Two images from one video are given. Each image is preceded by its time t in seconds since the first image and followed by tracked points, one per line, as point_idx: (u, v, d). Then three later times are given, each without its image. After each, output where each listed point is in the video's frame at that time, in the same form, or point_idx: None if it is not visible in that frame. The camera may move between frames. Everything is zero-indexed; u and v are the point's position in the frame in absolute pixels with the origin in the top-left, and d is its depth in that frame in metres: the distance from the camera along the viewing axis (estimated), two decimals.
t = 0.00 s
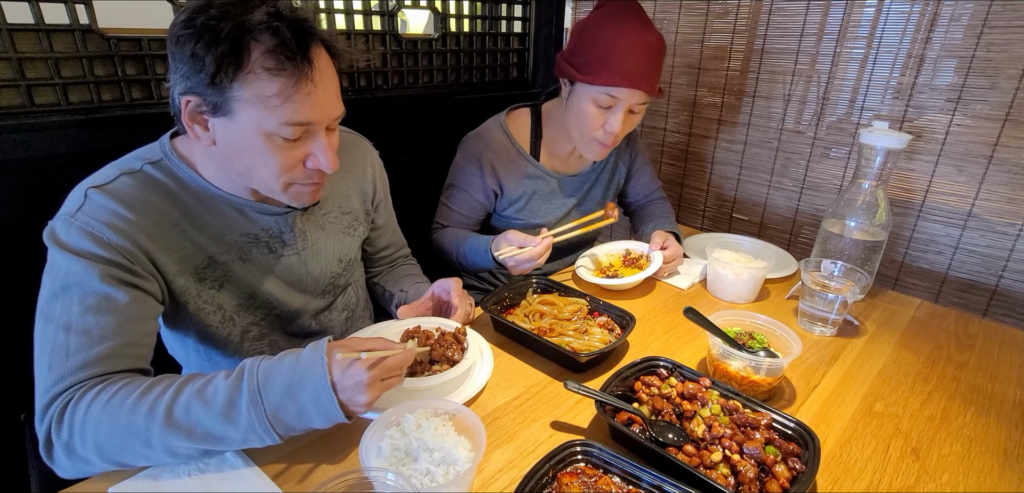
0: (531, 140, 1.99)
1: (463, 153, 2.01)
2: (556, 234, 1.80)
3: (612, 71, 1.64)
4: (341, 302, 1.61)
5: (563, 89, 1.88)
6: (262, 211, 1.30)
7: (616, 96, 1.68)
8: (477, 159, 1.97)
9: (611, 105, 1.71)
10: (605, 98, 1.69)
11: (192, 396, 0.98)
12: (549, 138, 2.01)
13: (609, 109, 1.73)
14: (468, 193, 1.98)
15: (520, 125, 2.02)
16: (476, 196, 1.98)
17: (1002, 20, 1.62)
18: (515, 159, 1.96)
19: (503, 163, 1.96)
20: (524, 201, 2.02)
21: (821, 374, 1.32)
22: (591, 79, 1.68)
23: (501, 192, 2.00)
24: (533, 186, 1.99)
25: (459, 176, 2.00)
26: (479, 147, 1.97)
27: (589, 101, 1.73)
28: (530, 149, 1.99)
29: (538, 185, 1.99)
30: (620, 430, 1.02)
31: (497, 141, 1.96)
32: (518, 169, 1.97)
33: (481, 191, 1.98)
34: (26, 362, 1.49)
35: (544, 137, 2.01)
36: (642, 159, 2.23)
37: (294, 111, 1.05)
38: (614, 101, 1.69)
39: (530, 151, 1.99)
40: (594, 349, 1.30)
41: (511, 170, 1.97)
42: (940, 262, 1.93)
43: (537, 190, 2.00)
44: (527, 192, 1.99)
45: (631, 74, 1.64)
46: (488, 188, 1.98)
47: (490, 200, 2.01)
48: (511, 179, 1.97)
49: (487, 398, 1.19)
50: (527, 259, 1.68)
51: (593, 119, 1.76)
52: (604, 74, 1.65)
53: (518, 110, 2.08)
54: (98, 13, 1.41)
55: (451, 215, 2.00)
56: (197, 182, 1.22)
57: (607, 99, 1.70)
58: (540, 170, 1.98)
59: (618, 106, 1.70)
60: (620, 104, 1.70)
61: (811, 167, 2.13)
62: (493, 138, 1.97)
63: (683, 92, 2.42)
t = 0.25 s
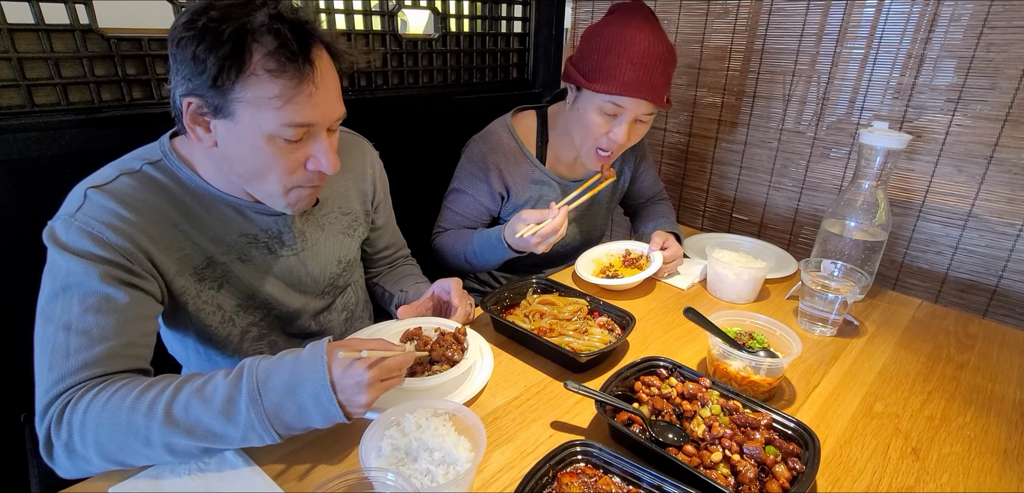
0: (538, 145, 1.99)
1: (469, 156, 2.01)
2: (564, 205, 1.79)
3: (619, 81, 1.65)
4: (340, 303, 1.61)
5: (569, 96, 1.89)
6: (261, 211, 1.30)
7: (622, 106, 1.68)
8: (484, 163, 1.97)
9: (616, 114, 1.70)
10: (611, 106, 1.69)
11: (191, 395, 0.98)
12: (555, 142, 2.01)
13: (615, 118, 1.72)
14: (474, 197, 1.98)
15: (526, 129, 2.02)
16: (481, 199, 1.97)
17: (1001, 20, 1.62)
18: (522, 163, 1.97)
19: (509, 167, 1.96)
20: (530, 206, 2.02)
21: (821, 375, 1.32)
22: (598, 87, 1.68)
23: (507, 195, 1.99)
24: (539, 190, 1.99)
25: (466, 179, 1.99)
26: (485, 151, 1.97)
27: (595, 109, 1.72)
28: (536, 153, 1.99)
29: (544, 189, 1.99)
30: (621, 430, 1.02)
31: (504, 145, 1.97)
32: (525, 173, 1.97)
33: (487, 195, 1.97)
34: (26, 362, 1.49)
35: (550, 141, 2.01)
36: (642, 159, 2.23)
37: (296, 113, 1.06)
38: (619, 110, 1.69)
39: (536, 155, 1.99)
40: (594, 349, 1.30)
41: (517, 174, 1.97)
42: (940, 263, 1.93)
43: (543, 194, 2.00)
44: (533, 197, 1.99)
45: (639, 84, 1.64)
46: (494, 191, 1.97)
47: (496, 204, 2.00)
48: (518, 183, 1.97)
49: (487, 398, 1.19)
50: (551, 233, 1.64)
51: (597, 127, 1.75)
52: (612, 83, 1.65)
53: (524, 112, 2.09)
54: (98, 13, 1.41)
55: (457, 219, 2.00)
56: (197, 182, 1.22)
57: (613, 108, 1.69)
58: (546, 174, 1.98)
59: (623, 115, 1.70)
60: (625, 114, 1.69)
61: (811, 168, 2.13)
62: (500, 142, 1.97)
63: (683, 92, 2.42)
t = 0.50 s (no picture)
0: (540, 144, 2.00)
1: (472, 154, 2.01)
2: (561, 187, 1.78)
3: (613, 81, 1.65)
4: (341, 302, 1.61)
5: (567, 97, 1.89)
6: (265, 211, 1.30)
7: (616, 105, 1.67)
8: (487, 161, 1.97)
9: (610, 114, 1.70)
10: (605, 106, 1.68)
11: (165, 388, 0.96)
12: (556, 142, 2.01)
13: (609, 118, 1.71)
14: (475, 196, 1.96)
15: (528, 128, 2.03)
16: (483, 198, 1.96)
17: (1001, 20, 1.62)
18: (524, 163, 1.97)
19: (511, 166, 1.96)
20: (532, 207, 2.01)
21: (821, 374, 1.32)
22: (592, 86, 1.68)
23: (508, 194, 1.98)
24: (540, 190, 1.99)
25: (467, 177, 1.99)
26: (486, 149, 1.98)
27: (589, 109, 1.72)
28: (538, 152, 2.00)
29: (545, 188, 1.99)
30: (620, 430, 1.02)
31: (506, 144, 1.97)
32: (526, 173, 1.98)
33: (489, 194, 1.96)
34: (26, 363, 1.49)
35: (551, 144, 2.01)
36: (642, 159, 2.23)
37: (299, 112, 1.05)
38: (614, 110, 1.68)
39: (537, 154, 2.00)
40: (594, 349, 1.30)
41: (519, 174, 1.97)
42: (940, 263, 1.93)
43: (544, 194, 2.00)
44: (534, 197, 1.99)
45: (633, 85, 1.64)
46: (496, 190, 1.95)
47: (498, 203, 1.98)
48: (520, 183, 1.97)
49: (487, 398, 1.19)
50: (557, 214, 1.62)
51: (592, 127, 1.74)
52: (606, 83, 1.65)
53: (525, 112, 2.10)
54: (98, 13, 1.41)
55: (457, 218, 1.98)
56: (199, 181, 1.22)
57: (607, 107, 1.68)
58: (548, 174, 1.98)
59: (617, 115, 1.69)
60: (620, 114, 1.69)
61: (811, 168, 2.13)
62: (502, 140, 1.98)
63: (683, 92, 2.42)
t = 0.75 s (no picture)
0: (537, 142, 2.00)
1: (468, 152, 2.01)
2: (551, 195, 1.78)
3: (605, 73, 1.65)
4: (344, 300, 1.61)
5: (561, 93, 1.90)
6: (271, 204, 1.32)
7: (609, 99, 1.68)
8: (483, 159, 1.97)
9: (603, 107, 1.71)
10: (598, 100, 1.69)
11: (158, 349, 0.99)
12: (554, 140, 2.01)
13: (602, 111, 1.72)
14: (471, 194, 1.97)
15: (525, 126, 2.03)
16: (480, 196, 1.97)
17: (1001, 20, 1.62)
18: (521, 161, 1.97)
19: (508, 164, 1.96)
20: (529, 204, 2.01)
21: (821, 374, 1.32)
22: (583, 81, 1.69)
23: (505, 192, 1.99)
24: (538, 188, 1.99)
25: (462, 175, 2.00)
26: (484, 147, 1.98)
27: (582, 104, 1.73)
28: (535, 150, 1.99)
29: (542, 186, 1.99)
30: (621, 430, 1.02)
31: (504, 142, 1.97)
32: (524, 171, 1.97)
33: (485, 192, 1.97)
34: (26, 363, 1.49)
35: (549, 142, 2.01)
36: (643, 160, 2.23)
37: (314, 105, 1.08)
38: (606, 103, 1.69)
39: (535, 152, 1.99)
40: (594, 349, 1.30)
41: (516, 171, 1.97)
42: (940, 263, 1.93)
43: (542, 192, 2.00)
44: (531, 195, 1.99)
45: (625, 76, 1.64)
46: (493, 188, 1.96)
47: (494, 201, 1.98)
48: (516, 180, 1.97)
49: (487, 398, 1.19)
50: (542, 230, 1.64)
51: (586, 122, 1.75)
52: (598, 75, 1.66)
53: (523, 111, 2.09)
54: (98, 14, 1.41)
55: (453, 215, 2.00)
56: (208, 171, 1.24)
57: (600, 101, 1.69)
58: (545, 171, 1.97)
59: (610, 109, 1.70)
60: (613, 107, 1.69)
61: (811, 168, 2.13)
62: (499, 138, 1.98)
63: (683, 92, 2.42)
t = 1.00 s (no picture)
0: (534, 141, 1.99)
1: (464, 151, 2.01)
2: (545, 213, 1.79)
3: (599, 64, 1.66)
4: (346, 300, 1.61)
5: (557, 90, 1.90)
6: (278, 199, 1.33)
7: (604, 90, 1.68)
8: (479, 158, 1.97)
9: (599, 99, 1.71)
10: (593, 91, 1.69)
11: (164, 364, 0.98)
12: (551, 139, 2.01)
13: (598, 104, 1.72)
14: (468, 193, 1.98)
15: (522, 125, 2.02)
16: (475, 196, 1.98)
17: (1001, 20, 1.62)
18: (517, 160, 1.96)
19: (504, 164, 1.96)
20: (525, 203, 2.01)
21: (821, 374, 1.32)
22: (579, 74, 1.70)
23: (502, 192, 1.99)
24: (535, 187, 1.99)
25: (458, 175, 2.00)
26: (480, 146, 1.97)
27: (578, 97, 1.74)
28: (532, 149, 1.99)
29: (539, 185, 1.99)
30: (620, 430, 1.02)
31: (500, 141, 1.96)
32: (520, 170, 1.97)
33: (482, 192, 1.97)
34: (26, 363, 1.49)
35: (546, 140, 2.01)
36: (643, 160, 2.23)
37: (328, 98, 1.10)
38: (602, 95, 1.69)
39: (532, 151, 1.98)
40: (594, 349, 1.30)
41: (513, 170, 1.96)
42: (940, 263, 1.93)
43: (539, 191, 2.00)
44: (528, 194, 1.99)
45: (620, 66, 1.64)
46: (489, 188, 1.96)
47: (490, 201, 1.99)
48: (513, 180, 1.97)
49: (487, 398, 1.19)
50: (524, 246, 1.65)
51: (583, 115, 1.74)
52: (593, 67, 1.67)
53: (522, 111, 2.09)
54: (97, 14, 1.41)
55: (451, 213, 2.00)
56: (218, 164, 1.25)
57: (595, 93, 1.69)
58: (542, 171, 1.97)
59: (606, 100, 1.70)
60: (609, 99, 1.69)
61: (811, 168, 2.13)
62: (495, 137, 1.97)
63: (683, 92, 2.42)
